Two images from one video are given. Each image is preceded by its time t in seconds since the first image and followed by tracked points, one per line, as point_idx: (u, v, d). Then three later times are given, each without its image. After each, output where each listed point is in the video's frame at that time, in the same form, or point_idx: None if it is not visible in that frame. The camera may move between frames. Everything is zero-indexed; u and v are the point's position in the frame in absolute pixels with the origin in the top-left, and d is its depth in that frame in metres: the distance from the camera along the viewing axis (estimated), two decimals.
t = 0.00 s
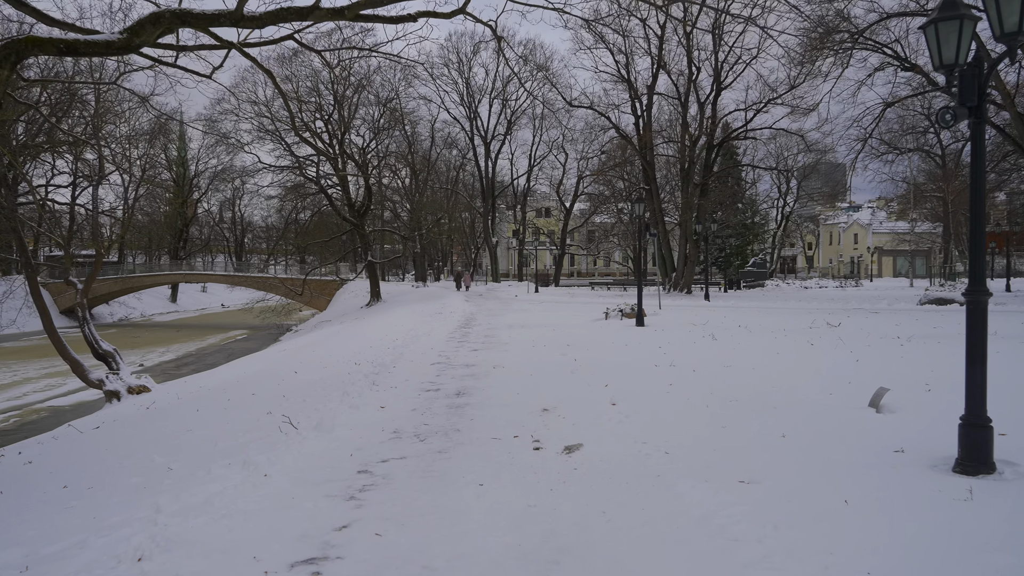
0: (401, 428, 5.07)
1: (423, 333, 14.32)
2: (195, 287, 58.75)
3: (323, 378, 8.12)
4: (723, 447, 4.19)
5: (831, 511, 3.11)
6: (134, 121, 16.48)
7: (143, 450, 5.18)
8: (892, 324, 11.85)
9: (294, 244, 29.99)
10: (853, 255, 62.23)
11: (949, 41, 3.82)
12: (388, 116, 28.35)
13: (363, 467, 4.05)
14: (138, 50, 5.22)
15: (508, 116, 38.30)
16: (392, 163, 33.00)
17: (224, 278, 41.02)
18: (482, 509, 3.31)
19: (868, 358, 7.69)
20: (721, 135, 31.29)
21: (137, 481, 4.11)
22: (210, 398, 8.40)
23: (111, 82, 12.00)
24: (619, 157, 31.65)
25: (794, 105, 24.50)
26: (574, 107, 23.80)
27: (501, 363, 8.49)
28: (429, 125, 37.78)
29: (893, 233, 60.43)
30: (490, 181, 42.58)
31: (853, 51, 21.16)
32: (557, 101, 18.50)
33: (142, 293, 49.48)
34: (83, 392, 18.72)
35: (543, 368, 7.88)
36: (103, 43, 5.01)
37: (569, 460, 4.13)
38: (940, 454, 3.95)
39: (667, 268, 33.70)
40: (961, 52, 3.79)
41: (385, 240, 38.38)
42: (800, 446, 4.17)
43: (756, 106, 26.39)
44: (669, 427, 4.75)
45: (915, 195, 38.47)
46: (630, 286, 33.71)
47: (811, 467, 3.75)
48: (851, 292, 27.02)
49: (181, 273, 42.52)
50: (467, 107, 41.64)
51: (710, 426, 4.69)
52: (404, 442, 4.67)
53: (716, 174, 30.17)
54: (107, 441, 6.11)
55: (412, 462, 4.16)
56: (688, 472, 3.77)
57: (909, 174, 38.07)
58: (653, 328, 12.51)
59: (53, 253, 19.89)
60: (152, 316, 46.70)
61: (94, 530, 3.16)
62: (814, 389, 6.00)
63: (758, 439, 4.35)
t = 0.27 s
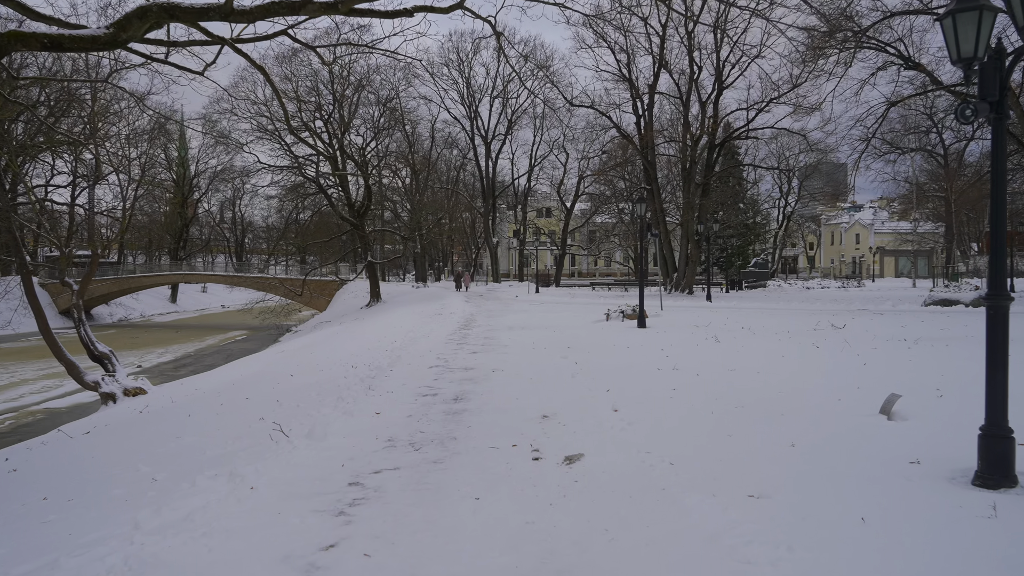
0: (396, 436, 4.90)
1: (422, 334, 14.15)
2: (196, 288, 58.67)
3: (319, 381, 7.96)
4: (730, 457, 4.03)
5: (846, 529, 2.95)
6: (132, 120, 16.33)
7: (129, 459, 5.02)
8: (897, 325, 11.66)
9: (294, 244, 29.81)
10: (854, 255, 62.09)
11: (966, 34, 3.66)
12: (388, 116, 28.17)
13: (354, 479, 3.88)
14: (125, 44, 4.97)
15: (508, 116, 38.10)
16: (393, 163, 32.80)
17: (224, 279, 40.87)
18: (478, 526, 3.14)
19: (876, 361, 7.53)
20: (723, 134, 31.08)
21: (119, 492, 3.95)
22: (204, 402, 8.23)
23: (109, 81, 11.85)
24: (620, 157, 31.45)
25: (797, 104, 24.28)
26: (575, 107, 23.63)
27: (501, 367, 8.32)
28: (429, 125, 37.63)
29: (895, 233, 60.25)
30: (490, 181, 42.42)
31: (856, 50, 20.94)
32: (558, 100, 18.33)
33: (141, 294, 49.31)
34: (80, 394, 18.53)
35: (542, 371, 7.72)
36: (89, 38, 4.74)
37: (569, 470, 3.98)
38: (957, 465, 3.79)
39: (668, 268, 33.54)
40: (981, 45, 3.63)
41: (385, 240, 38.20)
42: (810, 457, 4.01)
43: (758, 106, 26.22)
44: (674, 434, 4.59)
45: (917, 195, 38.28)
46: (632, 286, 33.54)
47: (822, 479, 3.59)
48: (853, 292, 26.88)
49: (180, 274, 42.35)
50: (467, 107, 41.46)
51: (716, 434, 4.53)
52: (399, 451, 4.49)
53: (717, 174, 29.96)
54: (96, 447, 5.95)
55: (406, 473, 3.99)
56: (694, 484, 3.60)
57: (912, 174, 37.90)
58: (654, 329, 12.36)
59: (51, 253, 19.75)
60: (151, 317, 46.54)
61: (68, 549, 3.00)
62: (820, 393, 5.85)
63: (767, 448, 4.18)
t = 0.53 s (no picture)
0: (387, 440, 4.72)
1: (420, 335, 13.98)
2: (195, 288, 58.56)
3: (312, 383, 7.79)
4: (734, 464, 3.86)
5: (859, 542, 2.79)
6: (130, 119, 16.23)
7: (111, 464, 4.85)
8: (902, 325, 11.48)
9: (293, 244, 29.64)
10: (855, 255, 61.91)
11: (984, 21, 3.51)
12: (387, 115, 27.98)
13: (341, 487, 3.70)
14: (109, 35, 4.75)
15: (508, 116, 37.92)
16: (393, 163, 32.63)
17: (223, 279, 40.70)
18: (469, 538, 2.96)
19: (882, 363, 7.35)
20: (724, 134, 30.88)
21: (95, 500, 3.77)
22: (195, 404, 8.06)
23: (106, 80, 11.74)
24: (620, 157, 31.27)
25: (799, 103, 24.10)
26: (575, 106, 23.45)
27: (498, 368, 8.15)
28: (429, 124, 37.47)
29: (896, 233, 60.05)
30: (490, 181, 42.25)
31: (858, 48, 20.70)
32: (558, 99, 18.15)
33: (140, 294, 49.14)
34: (75, 395, 18.37)
35: (541, 373, 7.55)
36: (72, 29, 4.51)
37: (566, 476, 3.81)
38: (973, 472, 3.62)
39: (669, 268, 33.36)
40: (999, 32, 3.49)
41: (385, 241, 38.03)
42: (818, 463, 3.84)
43: (759, 105, 26.05)
44: (675, 438, 4.42)
45: (920, 195, 38.07)
46: (632, 286, 33.37)
47: (831, 488, 3.43)
48: (855, 292, 26.70)
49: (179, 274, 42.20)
50: (467, 107, 41.29)
51: (720, 439, 4.36)
52: (389, 457, 4.32)
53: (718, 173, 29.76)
54: (80, 451, 5.77)
55: (395, 480, 3.82)
56: (698, 493, 3.44)
57: (913, 174, 37.71)
58: (655, 330, 12.18)
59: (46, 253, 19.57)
60: (151, 317, 46.39)
61: (34, 563, 2.83)
62: (826, 396, 5.67)
63: (774, 455, 4.01)
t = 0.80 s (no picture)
0: (378, 448, 4.55)
1: (418, 336, 13.81)
2: (195, 288, 58.41)
3: (305, 386, 7.61)
4: (739, 474, 3.70)
5: (872, 561, 2.63)
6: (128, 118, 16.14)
7: (91, 472, 4.66)
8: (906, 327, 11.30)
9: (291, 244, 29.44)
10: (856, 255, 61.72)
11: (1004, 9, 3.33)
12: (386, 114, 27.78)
13: (326, 498, 3.54)
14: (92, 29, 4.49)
15: (508, 115, 37.70)
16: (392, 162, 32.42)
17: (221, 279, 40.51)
18: (458, 554, 2.80)
19: (890, 366, 7.18)
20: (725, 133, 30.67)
21: (69, 514, 3.59)
22: (185, 408, 7.88)
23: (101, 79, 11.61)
24: (621, 156, 31.04)
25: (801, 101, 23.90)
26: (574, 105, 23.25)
27: (496, 370, 7.98)
28: (428, 124, 37.28)
29: (897, 233, 59.84)
30: (490, 180, 42.05)
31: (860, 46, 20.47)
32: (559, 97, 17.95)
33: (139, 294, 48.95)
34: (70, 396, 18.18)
35: (539, 376, 7.38)
36: (52, 22, 4.24)
37: (562, 486, 3.65)
38: (990, 484, 3.45)
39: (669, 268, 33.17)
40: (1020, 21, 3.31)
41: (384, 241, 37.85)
42: (827, 474, 3.69)
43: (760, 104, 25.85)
44: (677, 446, 4.26)
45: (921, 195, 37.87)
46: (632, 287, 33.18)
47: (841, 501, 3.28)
48: (856, 293, 26.51)
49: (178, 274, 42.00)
50: (466, 106, 41.08)
51: (721, 447, 4.21)
52: (379, 466, 4.14)
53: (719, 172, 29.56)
54: (62, 458, 5.58)
55: (384, 491, 3.65)
56: (700, 507, 3.28)
57: (915, 173, 37.50)
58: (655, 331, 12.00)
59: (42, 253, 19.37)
60: (149, 317, 46.21)
61: None
62: (833, 401, 5.50)
63: (780, 464, 3.86)
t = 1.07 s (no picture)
0: (371, 453, 4.37)
1: (417, 337, 13.63)
2: (195, 288, 58.27)
3: (300, 387, 7.44)
4: (749, 484, 3.54)
5: None
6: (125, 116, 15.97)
7: (73, 478, 4.50)
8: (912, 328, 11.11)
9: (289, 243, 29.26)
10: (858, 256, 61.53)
11: None
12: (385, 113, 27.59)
13: (314, 508, 3.37)
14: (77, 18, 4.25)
15: (508, 114, 37.50)
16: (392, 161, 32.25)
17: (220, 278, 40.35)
18: (454, 569, 2.65)
19: (897, 368, 7.01)
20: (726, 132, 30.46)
21: (43, 524, 3.42)
22: (177, 410, 7.71)
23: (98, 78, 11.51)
24: (621, 156, 30.84)
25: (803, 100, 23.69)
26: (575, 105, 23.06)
27: (495, 372, 7.80)
28: (428, 123, 37.07)
29: (899, 233, 59.62)
30: (491, 180, 41.85)
31: (864, 44, 20.25)
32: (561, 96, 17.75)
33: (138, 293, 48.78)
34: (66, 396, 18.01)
35: (538, 378, 7.20)
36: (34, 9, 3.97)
37: (564, 495, 3.50)
38: (1014, 495, 3.29)
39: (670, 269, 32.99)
40: None
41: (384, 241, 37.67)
42: (841, 483, 3.54)
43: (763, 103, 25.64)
44: (684, 452, 4.12)
45: (923, 195, 37.66)
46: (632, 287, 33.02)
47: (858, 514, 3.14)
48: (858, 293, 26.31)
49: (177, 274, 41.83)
50: (466, 105, 40.90)
51: (729, 453, 4.07)
52: (371, 473, 3.96)
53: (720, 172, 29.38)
54: (47, 462, 5.42)
55: (376, 500, 3.48)
56: (709, 519, 3.12)
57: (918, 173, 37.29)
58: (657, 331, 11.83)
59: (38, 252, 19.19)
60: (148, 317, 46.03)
61: None
62: (842, 405, 5.34)
63: (792, 473, 3.71)
